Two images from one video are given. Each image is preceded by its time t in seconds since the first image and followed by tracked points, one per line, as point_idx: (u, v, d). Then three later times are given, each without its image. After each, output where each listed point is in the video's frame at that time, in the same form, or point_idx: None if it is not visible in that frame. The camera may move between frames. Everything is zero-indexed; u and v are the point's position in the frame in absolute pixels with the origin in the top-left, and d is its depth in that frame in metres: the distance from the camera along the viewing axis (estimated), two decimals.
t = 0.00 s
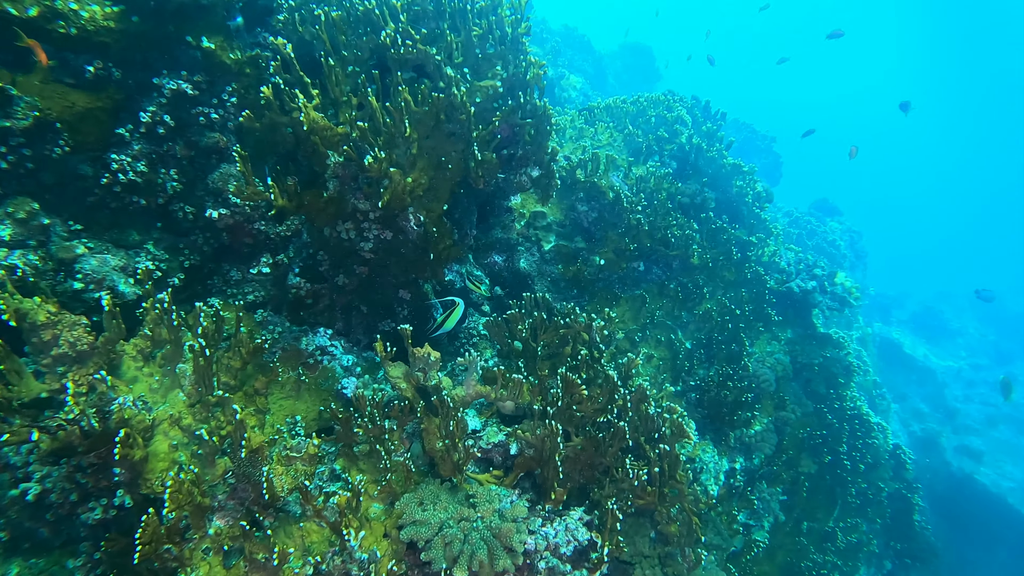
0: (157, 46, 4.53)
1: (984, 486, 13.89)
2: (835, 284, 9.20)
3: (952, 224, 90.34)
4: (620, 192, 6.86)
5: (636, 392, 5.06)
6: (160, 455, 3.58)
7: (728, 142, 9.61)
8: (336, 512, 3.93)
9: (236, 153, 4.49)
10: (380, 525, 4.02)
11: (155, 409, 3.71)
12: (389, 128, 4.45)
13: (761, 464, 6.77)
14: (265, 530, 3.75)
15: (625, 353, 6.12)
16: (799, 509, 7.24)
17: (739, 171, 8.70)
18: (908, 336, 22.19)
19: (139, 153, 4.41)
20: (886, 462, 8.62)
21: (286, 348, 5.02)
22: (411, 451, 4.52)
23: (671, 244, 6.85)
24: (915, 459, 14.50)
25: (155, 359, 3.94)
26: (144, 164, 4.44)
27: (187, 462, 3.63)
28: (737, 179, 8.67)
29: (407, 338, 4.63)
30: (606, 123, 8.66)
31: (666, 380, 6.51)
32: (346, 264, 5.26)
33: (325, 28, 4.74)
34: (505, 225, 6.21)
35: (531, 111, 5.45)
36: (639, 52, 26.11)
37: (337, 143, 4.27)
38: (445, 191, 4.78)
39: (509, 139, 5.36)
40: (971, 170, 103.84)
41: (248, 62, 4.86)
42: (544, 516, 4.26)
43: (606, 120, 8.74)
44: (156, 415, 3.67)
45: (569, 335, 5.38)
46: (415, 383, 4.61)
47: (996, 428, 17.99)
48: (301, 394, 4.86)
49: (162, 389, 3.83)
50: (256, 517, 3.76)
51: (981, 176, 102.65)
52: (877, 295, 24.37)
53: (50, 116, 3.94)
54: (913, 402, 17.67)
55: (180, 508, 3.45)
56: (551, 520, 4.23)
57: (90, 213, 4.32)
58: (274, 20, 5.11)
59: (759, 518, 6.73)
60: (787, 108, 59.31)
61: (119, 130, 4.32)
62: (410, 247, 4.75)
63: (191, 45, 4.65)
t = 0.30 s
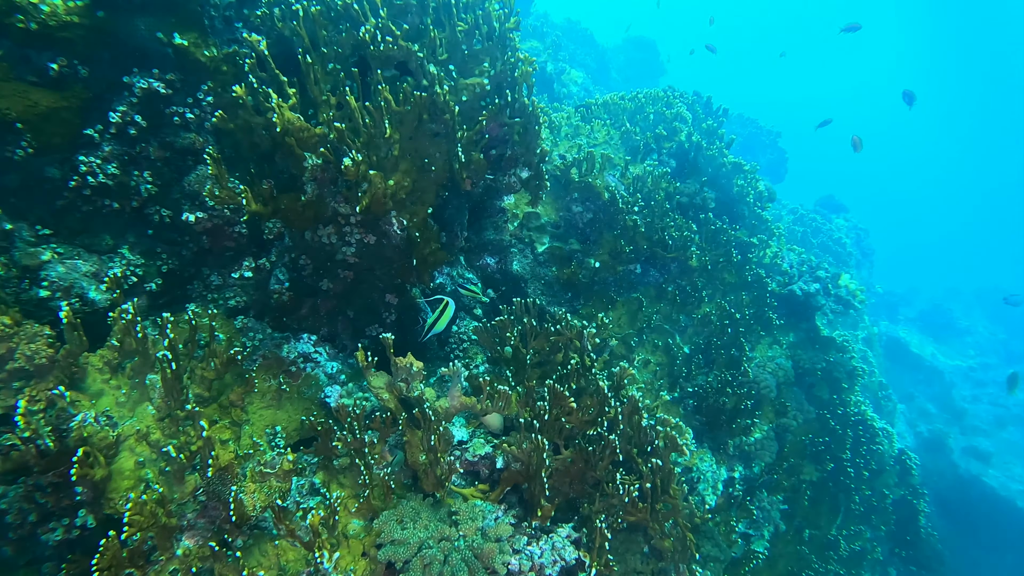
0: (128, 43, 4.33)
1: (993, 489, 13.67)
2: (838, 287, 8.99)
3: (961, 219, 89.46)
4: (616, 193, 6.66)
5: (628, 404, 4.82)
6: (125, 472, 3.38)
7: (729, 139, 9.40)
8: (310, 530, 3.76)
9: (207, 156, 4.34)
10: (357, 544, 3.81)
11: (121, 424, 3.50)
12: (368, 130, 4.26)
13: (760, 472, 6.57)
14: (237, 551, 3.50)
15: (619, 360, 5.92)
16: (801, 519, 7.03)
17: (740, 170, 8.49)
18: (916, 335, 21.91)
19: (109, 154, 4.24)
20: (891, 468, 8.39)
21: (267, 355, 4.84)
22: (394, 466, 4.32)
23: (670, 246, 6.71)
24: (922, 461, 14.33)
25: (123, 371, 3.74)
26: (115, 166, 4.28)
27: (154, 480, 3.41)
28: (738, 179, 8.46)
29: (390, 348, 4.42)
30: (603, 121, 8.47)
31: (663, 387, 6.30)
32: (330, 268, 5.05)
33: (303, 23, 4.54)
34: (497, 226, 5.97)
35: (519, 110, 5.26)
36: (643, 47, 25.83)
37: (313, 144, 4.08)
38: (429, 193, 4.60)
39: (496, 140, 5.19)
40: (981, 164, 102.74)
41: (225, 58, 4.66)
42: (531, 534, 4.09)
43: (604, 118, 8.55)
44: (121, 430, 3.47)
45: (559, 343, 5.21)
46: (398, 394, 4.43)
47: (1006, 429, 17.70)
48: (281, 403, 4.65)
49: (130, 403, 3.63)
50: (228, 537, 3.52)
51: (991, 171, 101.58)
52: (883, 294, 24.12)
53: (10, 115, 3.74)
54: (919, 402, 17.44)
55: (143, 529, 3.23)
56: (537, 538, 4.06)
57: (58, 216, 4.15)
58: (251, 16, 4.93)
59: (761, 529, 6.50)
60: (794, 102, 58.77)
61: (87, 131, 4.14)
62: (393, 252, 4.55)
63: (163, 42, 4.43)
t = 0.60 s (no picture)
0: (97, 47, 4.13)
1: (1006, 496, 13.47)
2: (844, 293, 8.77)
3: (973, 216, 88.47)
4: (613, 198, 6.47)
5: (620, 423, 4.59)
6: (86, 502, 3.12)
7: (732, 141, 9.18)
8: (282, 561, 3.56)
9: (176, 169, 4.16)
10: None
11: (84, 449, 3.29)
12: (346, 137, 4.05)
13: (764, 486, 6.34)
14: None
15: (616, 373, 5.71)
16: (807, 533, 6.79)
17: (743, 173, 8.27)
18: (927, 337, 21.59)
19: (78, 165, 4.05)
20: (900, 479, 8.14)
21: (247, 370, 4.63)
22: (375, 489, 4.13)
23: (668, 253, 6.51)
24: (933, 467, 14.17)
25: (89, 393, 3.53)
26: (85, 176, 4.09)
27: (116, 510, 3.16)
28: (740, 182, 8.24)
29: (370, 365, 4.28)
30: (601, 123, 8.28)
31: (662, 399, 6.07)
32: (313, 279, 4.92)
33: (280, 26, 4.40)
34: (490, 232, 5.79)
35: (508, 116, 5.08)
36: (649, 43, 25.55)
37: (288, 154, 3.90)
38: (411, 204, 4.42)
39: (484, 145, 4.99)
40: (994, 160, 101.47)
41: (198, 62, 4.45)
42: (518, 561, 3.89)
43: (601, 120, 8.36)
44: (84, 455, 3.25)
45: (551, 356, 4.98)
46: (380, 413, 4.26)
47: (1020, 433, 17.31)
48: (263, 421, 4.44)
49: (94, 427, 3.42)
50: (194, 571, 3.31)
51: (1004, 167, 100.34)
52: (893, 295, 23.82)
53: None
54: (930, 406, 17.14)
55: (102, 566, 2.97)
56: (523, 566, 3.87)
57: (25, 230, 3.94)
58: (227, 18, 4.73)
59: (764, 544, 6.27)
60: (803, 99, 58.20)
61: (53, 140, 3.94)
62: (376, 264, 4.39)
63: (132, 46, 4.24)
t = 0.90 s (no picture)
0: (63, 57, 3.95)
1: None
2: (852, 303, 8.53)
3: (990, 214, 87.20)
4: (609, 206, 6.27)
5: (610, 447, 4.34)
6: (40, 538, 2.90)
7: (734, 146, 9.00)
8: None
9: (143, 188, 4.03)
10: None
11: (42, 481, 3.09)
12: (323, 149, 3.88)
13: (767, 504, 6.10)
14: None
15: (612, 389, 5.49)
16: (812, 551, 6.55)
17: (746, 178, 8.07)
18: (941, 341, 21.22)
19: (46, 179, 3.86)
20: (911, 493, 7.88)
21: (227, 389, 4.51)
22: (355, 515, 3.94)
23: (664, 262, 6.33)
24: (947, 475, 14.24)
25: (49, 421, 3.37)
26: (53, 191, 3.90)
27: (74, 545, 2.94)
28: (743, 188, 8.04)
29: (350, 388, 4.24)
30: (597, 128, 8.13)
31: (660, 415, 5.85)
32: (296, 294, 4.74)
33: (254, 34, 4.26)
34: (483, 242, 5.60)
35: (495, 124, 4.93)
36: (656, 42, 25.31)
37: (260, 168, 3.76)
38: (394, 217, 4.29)
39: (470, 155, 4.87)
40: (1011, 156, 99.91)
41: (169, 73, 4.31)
42: None
43: (597, 126, 8.23)
44: (39, 488, 3.04)
45: (540, 375, 4.77)
46: (360, 436, 4.08)
47: None
48: (243, 442, 4.26)
49: (54, 456, 3.23)
50: None
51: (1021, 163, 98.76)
52: (905, 297, 23.49)
53: None
54: (944, 411, 16.83)
55: None
56: None
57: None
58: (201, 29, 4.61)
59: (767, 565, 6.03)
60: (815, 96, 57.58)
61: (18, 154, 3.73)
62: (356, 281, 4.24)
63: (98, 56, 4.07)
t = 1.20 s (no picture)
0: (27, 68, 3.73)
1: None
2: (858, 317, 8.31)
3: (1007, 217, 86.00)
4: (604, 219, 6.11)
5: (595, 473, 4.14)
6: None
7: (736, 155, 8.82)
8: None
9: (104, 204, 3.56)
10: None
11: None
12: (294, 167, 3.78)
13: (768, 528, 5.89)
14: None
15: (605, 410, 5.31)
16: None
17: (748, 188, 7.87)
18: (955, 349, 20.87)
19: (11, 195, 3.62)
20: (921, 514, 7.63)
21: (204, 410, 4.20)
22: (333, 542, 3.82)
23: (660, 277, 6.11)
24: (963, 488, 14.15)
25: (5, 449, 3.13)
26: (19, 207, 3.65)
27: None
28: (745, 200, 7.84)
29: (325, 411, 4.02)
30: (595, 137, 8.11)
31: (657, 435, 5.64)
32: (278, 310, 4.45)
33: (226, 45, 4.12)
34: (475, 255, 5.42)
35: (478, 137, 4.80)
36: (664, 44, 25.09)
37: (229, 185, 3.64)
38: (374, 233, 4.19)
39: (454, 169, 4.76)
40: None
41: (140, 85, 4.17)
42: None
43: (593, 135, 8.09)
44: None
45: (527, 397, 4.60)
46: (337, 462, 3.91)
47: None
48: (220, 463, 4.04)
49: (7, 488, 3.02)
50: None
51: None
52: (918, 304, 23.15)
53: None
54: (958, 422, 16.54)
55: None
56: None
57: None
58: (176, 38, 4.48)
59: None
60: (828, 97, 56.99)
61: None
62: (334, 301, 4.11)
63: (64, 67, 3.85)
